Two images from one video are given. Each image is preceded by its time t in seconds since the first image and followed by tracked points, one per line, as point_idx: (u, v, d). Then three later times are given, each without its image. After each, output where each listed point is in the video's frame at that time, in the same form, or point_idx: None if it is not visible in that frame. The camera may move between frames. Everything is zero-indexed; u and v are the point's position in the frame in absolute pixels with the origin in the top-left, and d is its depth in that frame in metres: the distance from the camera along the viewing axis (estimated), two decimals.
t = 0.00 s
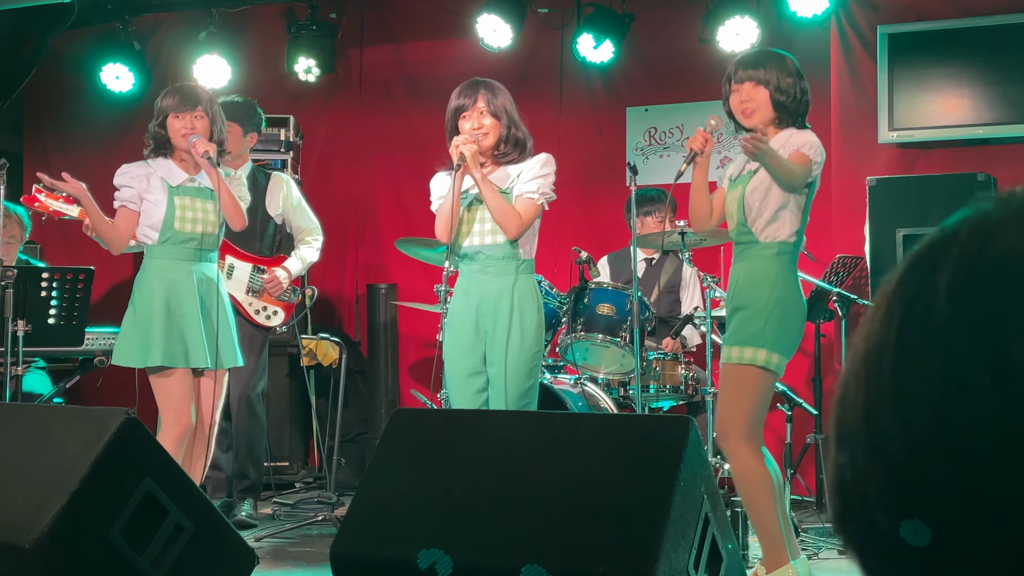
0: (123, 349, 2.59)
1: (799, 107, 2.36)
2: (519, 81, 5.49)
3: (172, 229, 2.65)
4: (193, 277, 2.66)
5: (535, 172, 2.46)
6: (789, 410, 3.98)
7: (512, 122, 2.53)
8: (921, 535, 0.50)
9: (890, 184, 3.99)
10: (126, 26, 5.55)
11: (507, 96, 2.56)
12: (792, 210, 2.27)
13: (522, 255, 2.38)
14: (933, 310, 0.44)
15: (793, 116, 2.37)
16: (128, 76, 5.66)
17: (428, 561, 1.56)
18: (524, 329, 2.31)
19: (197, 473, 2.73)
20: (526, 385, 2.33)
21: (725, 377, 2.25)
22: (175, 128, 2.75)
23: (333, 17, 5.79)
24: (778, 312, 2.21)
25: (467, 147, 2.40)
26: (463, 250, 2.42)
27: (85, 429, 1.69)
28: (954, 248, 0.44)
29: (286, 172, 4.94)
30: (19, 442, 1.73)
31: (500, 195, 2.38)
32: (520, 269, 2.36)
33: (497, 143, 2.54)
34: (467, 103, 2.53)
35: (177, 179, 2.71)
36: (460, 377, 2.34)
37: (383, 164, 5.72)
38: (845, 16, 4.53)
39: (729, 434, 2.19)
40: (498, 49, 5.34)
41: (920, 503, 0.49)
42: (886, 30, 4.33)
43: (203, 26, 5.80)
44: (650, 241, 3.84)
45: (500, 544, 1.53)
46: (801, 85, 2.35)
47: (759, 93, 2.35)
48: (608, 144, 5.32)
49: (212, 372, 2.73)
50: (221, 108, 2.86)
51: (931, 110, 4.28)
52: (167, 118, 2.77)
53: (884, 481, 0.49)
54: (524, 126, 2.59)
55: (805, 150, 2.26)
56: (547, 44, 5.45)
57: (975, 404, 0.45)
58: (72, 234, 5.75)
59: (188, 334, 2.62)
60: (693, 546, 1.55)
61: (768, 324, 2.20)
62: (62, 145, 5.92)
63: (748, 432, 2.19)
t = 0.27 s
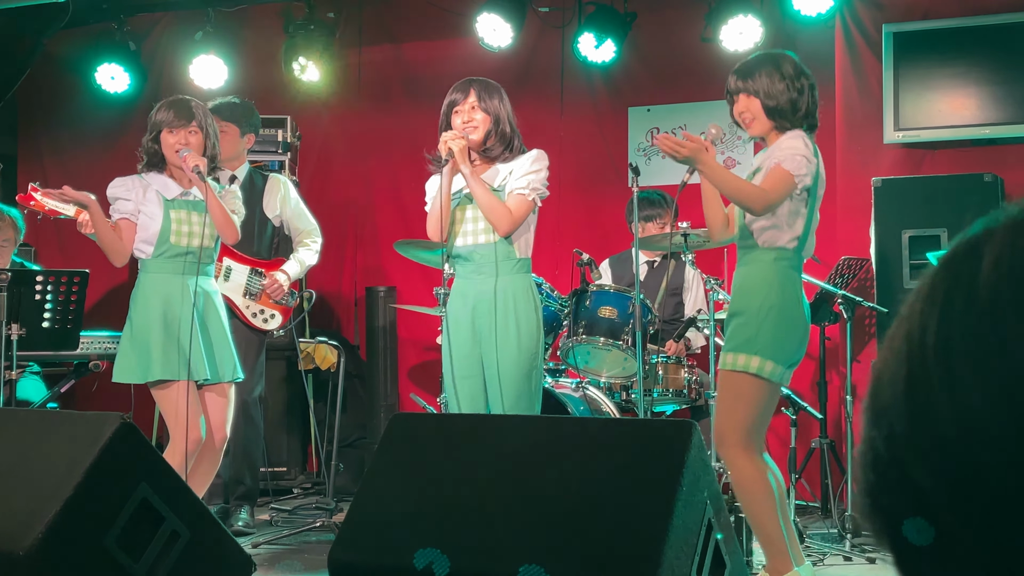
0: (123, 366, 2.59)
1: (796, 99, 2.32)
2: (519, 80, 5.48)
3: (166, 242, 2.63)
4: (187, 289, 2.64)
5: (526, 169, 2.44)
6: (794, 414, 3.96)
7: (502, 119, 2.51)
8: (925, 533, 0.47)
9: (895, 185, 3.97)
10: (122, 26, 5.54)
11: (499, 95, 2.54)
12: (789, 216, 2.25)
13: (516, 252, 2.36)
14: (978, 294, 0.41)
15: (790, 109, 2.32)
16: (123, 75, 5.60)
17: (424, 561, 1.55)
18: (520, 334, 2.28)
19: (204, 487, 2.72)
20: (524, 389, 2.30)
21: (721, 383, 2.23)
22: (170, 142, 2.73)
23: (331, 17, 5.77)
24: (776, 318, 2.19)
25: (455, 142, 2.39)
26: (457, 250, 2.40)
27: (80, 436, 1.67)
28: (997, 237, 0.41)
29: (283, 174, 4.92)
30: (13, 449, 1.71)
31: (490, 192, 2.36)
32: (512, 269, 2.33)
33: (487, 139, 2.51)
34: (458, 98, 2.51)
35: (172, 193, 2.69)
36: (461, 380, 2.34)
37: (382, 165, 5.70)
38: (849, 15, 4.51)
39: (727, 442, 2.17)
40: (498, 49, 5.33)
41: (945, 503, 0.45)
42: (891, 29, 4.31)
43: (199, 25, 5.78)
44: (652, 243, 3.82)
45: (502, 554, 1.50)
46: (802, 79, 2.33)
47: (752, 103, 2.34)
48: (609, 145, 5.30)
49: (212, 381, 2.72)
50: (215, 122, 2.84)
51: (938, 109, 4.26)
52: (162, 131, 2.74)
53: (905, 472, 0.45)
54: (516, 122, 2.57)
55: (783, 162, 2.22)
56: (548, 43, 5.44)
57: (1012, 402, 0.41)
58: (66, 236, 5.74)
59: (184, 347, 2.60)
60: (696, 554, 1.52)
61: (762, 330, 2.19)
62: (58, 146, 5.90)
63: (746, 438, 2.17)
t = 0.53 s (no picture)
0: (116, 351, 2.55)
1: (778, 85, 2.30)
2: (520, 80, 5.46)
3: (169, 229, 2.62)
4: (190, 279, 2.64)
5: (527, 172, 2.40)
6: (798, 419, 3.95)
7: (505, 119, 2.48)
8: (931, 525, 0.52)
9: (901, 185, 3.91)
10: (116, 26, 5.52)
11: (505, 94, 2.51)
12: (778, 206, 2.24)
13: (514, 253, 2.34)
14: (951, 307, 0.46)
15: (774, 96, 2.31)
16: (118, 77, 5.63)
17: (427, 554, 1.54)
18: (521, 329, 2.27)
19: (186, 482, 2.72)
20: (524, 392, 2.28)
21: (743, 382, 2.21)
22: (168, 126, 2.72)
23: (329, 17, 5.76)
24: (784, 308, 2.18)
25: (456, 135, 2.38)
26: (453, 249, 2.38)
27: (76, 441, 1.65)
28: (967, 244, 0.46)
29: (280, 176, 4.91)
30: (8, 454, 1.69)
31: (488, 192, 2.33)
32: (513, 270, 2.31)
33: (489, 138, 2.49)
34: (463, 95, 2.49)
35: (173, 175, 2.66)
36: (458, 382, 2.32)
37: (382, 167, 5.68)
38: (855, 15, 4.53)
39: (762, 438, 2.16)
40: (498, 49, 5.32)
41: (931, 493, 0.50)
42: (895, 28, 4.30)
43: (195, 26, 5.77)
44: (655, 246, 3.80)
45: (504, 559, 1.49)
46: (789, 66, 2.30)
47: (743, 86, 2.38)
48: (610, 146, 5.28)
49: (205, 376, 2.71)
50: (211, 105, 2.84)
51: (943, 112, 4.23)
52: (159, 115, 2.72)
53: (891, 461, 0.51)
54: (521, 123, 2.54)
55: (753, 156, 2.20)
56: (548, 43, 5.41)
57: (984, 387, 0.47)
58: (58, 239, 5.72)
59: (184, 339, 2.60)
60: (700, 559, 1.50)
61: (768, 323, 2.17)
62: (50, 148, 5.86)
63: (782, 436, 2.15)
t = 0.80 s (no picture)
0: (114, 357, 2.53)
1: (770, 89, 2.28)
2: (521, 81, 5.44)
3: (167, 233, 2.59)
4: (185, 284, 2.62)
5: (540, 182, 2.40)
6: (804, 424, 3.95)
7: (520, 127, 2.46)
8: (928, 524, 0.52)
9: (908, 187, 3.86)
10: (111, 26, 5.51)
11: (516, 94, 2.47)
12: (776, 210, 2.22)
13: (516, 261, 2.33)
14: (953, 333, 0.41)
15: (768, 100, 2.29)
16: (115, 78, 5.61)
17: (418, 554, 1.55)
18: (519, 335, 2.25)
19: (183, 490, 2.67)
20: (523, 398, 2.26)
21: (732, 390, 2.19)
22: (167, 129, 2.70)
23: (328, 17, 5.74)
24: (783, 317, 2.15)
25: (469, 147, 2.34)
26: (456, 253, 2.35)
27: (71, 446, 1.63)
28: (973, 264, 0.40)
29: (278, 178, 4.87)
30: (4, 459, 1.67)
31: (500, 203, 2.33)
32: (514, 276, 2.30)
33: (504, 145, 2.46)
34: (476, 99, 2.46)
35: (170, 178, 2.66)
36: (454, 389, 2.28)
37: (382, 168, 5.66)
38: (860, 14, 4.52)
39: (745, 448, 2.13)
40: (499, 49, 5.30)
41: (922, 492, 0.51)
42: (902, 28, 4.27)
43: (192, 26, 5.75)
44: (658, 249, 3.78)
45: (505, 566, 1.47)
46: (782, 68, 2.27)
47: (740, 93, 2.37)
48: (613, 148, 5.26)
49: (204, 382, 2.69)
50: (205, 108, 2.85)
51: (950, 112, 4.21)
52: (159, 117, 2.69)
53: (869, 472, 0.52)
54: (533, 131, 2.52)
55: (740, 166, 2.20)
56: (549, 44, 5.39)
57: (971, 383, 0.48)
58: (54, 242, 5.69)
59: (182, 344, 2.58)
60: (704, 568, 1.47)
61: (764, 332, 2.15)
62: (46, 151, 5.85)
63: (766, 446, 2.12)
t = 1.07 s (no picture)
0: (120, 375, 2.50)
1: (772, 99, 2.26)
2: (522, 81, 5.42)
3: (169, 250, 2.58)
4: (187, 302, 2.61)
5: (547, 190, 2.38)
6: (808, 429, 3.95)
7: (532, 130, 2.44)
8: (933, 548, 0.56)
9: (913, 188, 3.87)
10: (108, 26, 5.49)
11: (533, 101, 2.46)
12: (783, 224, 2.20)
13: (519, 266, 2.30)
14: (976, 309, 0.33)
15: (770, 111, 2.27)
16: (111, 79, 5.60)
17: (415, 563, 1.53)
18: (521, 345, 2.23)
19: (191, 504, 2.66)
20: (524, 403, 2.23)
21: (727, 399, 2.16)
22: (165, 145, 2.69)
23: (326, 17, 5.72)
24: (787, 328, 2.13)
25: (483, 150, 2.33)
26: (460, 254, 2.34)
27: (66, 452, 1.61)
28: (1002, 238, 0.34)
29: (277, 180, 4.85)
30: None
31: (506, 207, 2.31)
32: (518, 282, 2.28)
33: (515, 149, 2.45)
34: (490, 99, 2.45)
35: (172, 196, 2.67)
36: (453, 393, 2.26)
37: (382, 171, 5.64)
38: (865, 14, 4.49)
39: (733, 459, 2.10)
40: (500, 50, 5.29)
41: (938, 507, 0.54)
42: (908, 27, 4.28)
43: (190, 26, 5.74)
44: (661, 251, 3.76)
45: None
46: (780, 79, 2.26)
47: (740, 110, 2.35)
48: (615, 149, 5.25)
49: (213, 395, 2.69)
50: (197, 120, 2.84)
51: (958, 111, 4.20)
52: (157, 134, 2.67)
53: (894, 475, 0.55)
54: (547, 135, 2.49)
55: (749, 183, 2.20)
56: (551, 44, 5.38)
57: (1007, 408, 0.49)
58: (50, 244, 5.68)
59: (190, 358, 2.57)
60: None
61: (766, 344, 2.12)
62: (42, 152, 5.83)
63: (757, 452, 2.10)
